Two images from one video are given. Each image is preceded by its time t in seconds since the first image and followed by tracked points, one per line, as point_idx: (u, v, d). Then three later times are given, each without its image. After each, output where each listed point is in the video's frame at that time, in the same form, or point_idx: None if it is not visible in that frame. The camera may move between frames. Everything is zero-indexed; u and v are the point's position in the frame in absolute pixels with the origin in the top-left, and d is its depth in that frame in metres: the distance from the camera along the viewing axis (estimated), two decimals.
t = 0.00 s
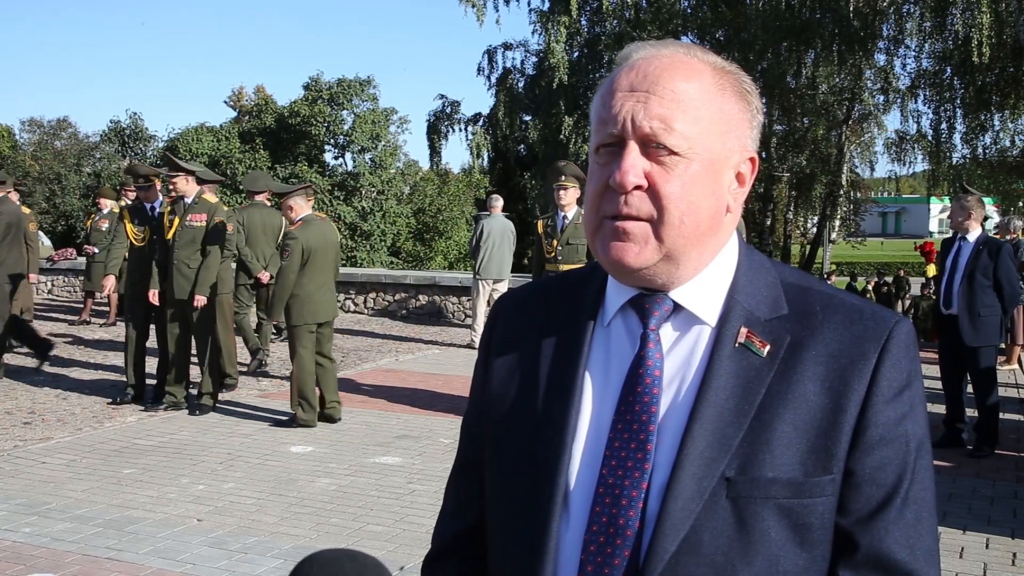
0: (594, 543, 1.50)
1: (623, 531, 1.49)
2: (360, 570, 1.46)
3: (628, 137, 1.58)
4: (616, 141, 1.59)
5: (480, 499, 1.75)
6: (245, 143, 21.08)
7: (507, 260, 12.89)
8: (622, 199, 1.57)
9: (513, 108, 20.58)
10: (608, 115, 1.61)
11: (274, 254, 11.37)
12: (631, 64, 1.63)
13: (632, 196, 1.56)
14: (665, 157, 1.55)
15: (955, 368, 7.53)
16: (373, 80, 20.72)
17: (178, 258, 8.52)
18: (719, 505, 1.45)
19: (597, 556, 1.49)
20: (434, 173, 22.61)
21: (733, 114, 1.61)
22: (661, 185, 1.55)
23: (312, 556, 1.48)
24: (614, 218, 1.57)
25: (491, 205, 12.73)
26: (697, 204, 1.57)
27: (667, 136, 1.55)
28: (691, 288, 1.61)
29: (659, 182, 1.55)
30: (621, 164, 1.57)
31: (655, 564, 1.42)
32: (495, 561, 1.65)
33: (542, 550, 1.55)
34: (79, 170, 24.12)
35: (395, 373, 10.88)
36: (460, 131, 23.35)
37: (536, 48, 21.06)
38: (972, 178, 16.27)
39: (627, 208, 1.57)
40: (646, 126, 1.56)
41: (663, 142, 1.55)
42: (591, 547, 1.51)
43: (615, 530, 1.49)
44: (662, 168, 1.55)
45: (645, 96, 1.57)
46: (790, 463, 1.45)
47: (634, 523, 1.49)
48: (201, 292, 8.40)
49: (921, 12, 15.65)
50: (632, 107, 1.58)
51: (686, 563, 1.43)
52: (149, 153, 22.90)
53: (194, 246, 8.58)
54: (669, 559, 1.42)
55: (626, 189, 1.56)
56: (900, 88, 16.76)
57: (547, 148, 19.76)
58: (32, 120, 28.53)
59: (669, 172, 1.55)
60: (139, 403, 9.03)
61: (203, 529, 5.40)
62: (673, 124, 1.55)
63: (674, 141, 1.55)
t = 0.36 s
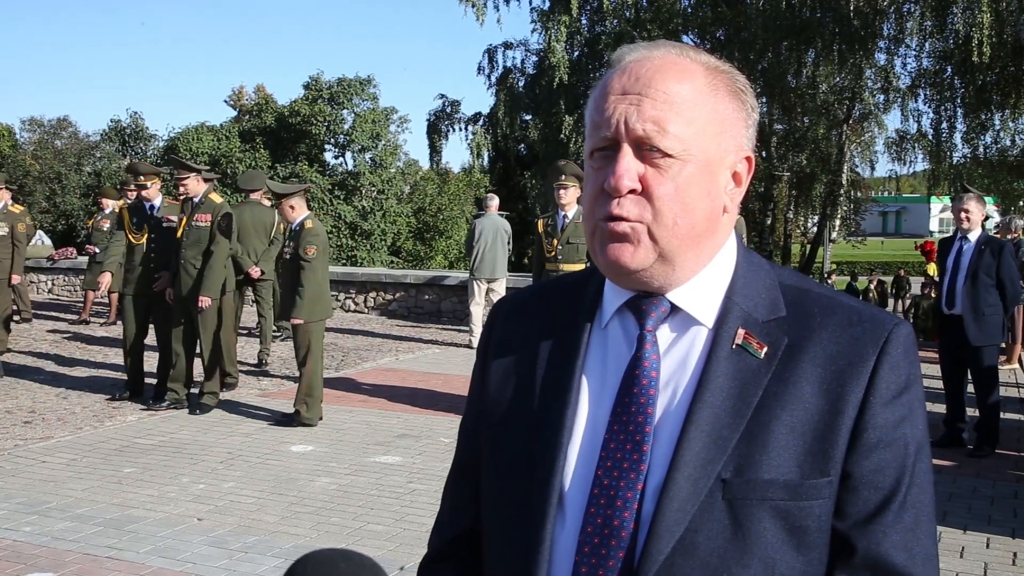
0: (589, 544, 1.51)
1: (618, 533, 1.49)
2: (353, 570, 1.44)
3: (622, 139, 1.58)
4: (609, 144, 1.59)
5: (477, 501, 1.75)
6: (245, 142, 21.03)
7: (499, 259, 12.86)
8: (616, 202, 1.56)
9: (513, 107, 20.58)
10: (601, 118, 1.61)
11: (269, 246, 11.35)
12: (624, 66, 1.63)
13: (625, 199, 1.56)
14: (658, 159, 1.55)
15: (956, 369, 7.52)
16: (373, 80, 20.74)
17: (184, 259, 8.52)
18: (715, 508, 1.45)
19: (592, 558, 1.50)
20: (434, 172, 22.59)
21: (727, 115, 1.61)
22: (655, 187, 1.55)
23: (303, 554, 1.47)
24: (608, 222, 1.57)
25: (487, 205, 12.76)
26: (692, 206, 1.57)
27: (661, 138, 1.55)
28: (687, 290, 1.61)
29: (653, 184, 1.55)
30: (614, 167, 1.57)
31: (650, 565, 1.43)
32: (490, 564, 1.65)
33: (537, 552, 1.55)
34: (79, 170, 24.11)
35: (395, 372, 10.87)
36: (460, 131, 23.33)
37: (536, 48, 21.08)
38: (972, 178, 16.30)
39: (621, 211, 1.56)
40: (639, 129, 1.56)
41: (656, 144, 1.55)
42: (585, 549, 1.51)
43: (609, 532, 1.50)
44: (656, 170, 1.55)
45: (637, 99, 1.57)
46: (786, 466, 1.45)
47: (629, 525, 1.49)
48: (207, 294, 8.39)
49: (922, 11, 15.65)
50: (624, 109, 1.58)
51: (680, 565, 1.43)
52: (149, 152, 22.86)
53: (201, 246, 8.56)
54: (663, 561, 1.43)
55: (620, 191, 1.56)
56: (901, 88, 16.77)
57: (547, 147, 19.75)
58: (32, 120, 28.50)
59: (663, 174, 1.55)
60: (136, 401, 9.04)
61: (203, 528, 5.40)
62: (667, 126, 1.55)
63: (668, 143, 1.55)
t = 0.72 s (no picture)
0: (589, 545, 1.51)
1: (618, 534, 1.49)
2: (351, 568, 1.44)
3: (622, 137, 1.58)
4: (610, 142, 1.59)
5: (476, 503, 1.75)
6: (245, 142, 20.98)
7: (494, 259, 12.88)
8: (616, 200, 1.57)
9: (513, 107, 20.55)
10: (602, 116, 1.61)
11: (253, 243, 11.28)
12: (625, 65, 1.63)
13: (626, 197, 1.56)
14: (659, 158, 1.55)
15: (960, 369, 7.52)
16: (373, 79, 20.76)
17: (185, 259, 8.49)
18: (716, 509, 1.45)
19: (592, 558, 1.50)
20: (434, 172, 22.59)
21: (728, 114, 1.61)
22: (655, 186, 1.55)
23: (302, 552, 1.47)
24: (607, 220, 1.57)
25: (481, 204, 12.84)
26: (692, 205, 1.57)
27: (662, 137, 1.55)
28: (689, 290, 1.61)
29: (653, 182, 1.55)
30: (615, 166, 1.58)
31: (650, 566, 1.43)
32: (489, 564, 1.65)
33: (537, 553, 1.55)
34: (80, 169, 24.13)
35: (395, 372, 10.88)
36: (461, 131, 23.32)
37: (537, 48, 21.11)
38: (973, 178, 16.27)
39: (621, 209, 1.56)
40: (640, 127, 1.56)
41: (657, 142, 1.55)
42: (585, 549, 1.51)
43: (609, 533, 1.50)
44: (656, 169, 1.55)
45: (638, 98, 1.57)
46: (788, 467, 1.46)
47: (629, 526, 1.49)
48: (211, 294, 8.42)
49: (923, 11, 15.65)
50: (625, 108, 1.58)
51: (680, 566, 1.43)
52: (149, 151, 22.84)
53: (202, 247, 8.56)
54: (664, 562, 1.43)
55: (621, 189, 1.56)
56: (902, 87, 16.72)
57: (548, 147, 19.75)
58: (32, 120, 28.47)
59: (663, 173, 1.55)
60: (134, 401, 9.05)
61: (204, 528, 5.41)
62: (668, 125, 1.55)
63: (669, 142, 1.55)
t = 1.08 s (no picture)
0: (595, 543, 1.51)
1: (624, 531, 1.49)
2: (354, 567, 1.44)
3: (627, 134, 1.58)
4: (615, 139, 1.60)
5: (481, 502, 1.75)
6: (246, 141, 21.01)
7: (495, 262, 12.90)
8: (621, 197, 1.57)
9: (514, 107, 20.52)
10: (608, 113, 1.61)
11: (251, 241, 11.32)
12: (630, 63, 1.63)
13: (631, 194, 1.57)
14: (664, 155, 1.55)
15: (965, 368, 7.53)
16: (374, 79, 20.78)
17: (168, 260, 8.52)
18: (720, 506, 1.46)
19: (597, 556, 1.50)
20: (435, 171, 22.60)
21: (733, 112, 1.61)
22: (660, 183, 1.56)
23: (305, 549, 1.47)
24: (613, 217, 1.58)
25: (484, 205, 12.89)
26: (697, 201, 1.58)
27: (667, 134, 1.55)
28: (692, 288, 1.62)
29: (658, 180, 1.56)
30: (620, 162, 1.58)
31: (656, 564, 1.43)
32: (496, 562, 1.65)
33: (543, 551, 1.55)
34: (82, 170, 24.21)
35: (396, 372, 10.89)
36: (461, 131, 23.32)
37: (538, 48, 21.13)
38: (974, 178, 16.22)
39: (626, 206, 1.57)
40: (645, 124, 1.56)
41: (662, 139, 1.55)
42: (591, 547, 1.51)
43: (616, 531, 1.50)
44: (662, 166, 1.55)
45: (644, 95, 1.57)
46: (792, 464, 1.46)
47: (635, 523, 1.49)
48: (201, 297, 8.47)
49: (924, 11, 15.62)
50: (630, 105, 1.58)
51: (686, 563, 1.43)
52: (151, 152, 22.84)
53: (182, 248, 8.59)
54: (669, 560, 1.43)
55: (626, 186, 1.56)
56: (902, 88, 16.66)
57: (549, 147, 19.74)
58: (33, 120, 28.49)
59: (669, 170, 1.55)
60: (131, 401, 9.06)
61: (205, 528, 5.41)
62: (674, 122, 1.55)
63: (674, 139, 1.55)
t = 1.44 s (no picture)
0: (601, 541, 1.51)
1: (629, 529, 1.50)
2: (354, 568, 1.44)
3: (630, 136, 1.58)
4: (618, 140, 1.60)
5: (487, 501, 1.75)
6: (246, 142, 21.03)
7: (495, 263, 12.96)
8: (624, 198, 1.57)
9: (514, 107, 20.53)
10: (610, 115, 1.61)
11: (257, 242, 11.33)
12: (633, 64, 1.63)
13: (634, 195, 1.57)
14: (667, 156, 1.56)
15: (965, 369, 7.53)
16: (374, 80, 20.81)
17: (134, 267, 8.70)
18: (724, 503, 1.46)
19: (603, 554, 1.50)
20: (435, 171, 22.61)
21: (734, 113, 1.61)
22: (663, 184, 1.56)
23: (305, 550, 1.46)
24: (617, 219, 1.58)
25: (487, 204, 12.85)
26: (699, 203, 1.58)
27: (670, 136, 1.55)
28: (696, 288, 1.62)
29: (661, 181, 1.56)
30: (623, 164, 1.58)
31: (661, 562, 1.43)
32: (502, 561, 1.65)
33: (549, 549, 1.55)
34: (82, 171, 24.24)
35: (396, 372, 10.89)
36: (462, 131, 23.33)
37: (538, 48, 21.16)
38: (974, 178, 16.18)
39: (629, 208, 1.57)
40: (647, 126, 1.56)
41: (665, 141, 1.55)
42: (596, 545, 1.51)
43: (621, 527, 1.50)
44: (664, 168, 1.55)
45: (646, 97, 1.58)
46: (795, 461, 1.46)
47: (640, 521, 1.50)
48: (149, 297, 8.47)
49: (924, 12, 15.61)
50: (633, 107, 1.58)
51: (690, 561, 1.43)
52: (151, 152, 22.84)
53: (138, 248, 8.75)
54: (675, 557, 1.43)
55: (628, 187, 1.56)
56: (902, 88, 16.65)
57: (549, 148, 19.74)
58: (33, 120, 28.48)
59: (670, 172, 1.56)
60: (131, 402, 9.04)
61: (205, 528, 5.41)
62: (676, 123, 1.56)
63: (676, 141, 1.55)
